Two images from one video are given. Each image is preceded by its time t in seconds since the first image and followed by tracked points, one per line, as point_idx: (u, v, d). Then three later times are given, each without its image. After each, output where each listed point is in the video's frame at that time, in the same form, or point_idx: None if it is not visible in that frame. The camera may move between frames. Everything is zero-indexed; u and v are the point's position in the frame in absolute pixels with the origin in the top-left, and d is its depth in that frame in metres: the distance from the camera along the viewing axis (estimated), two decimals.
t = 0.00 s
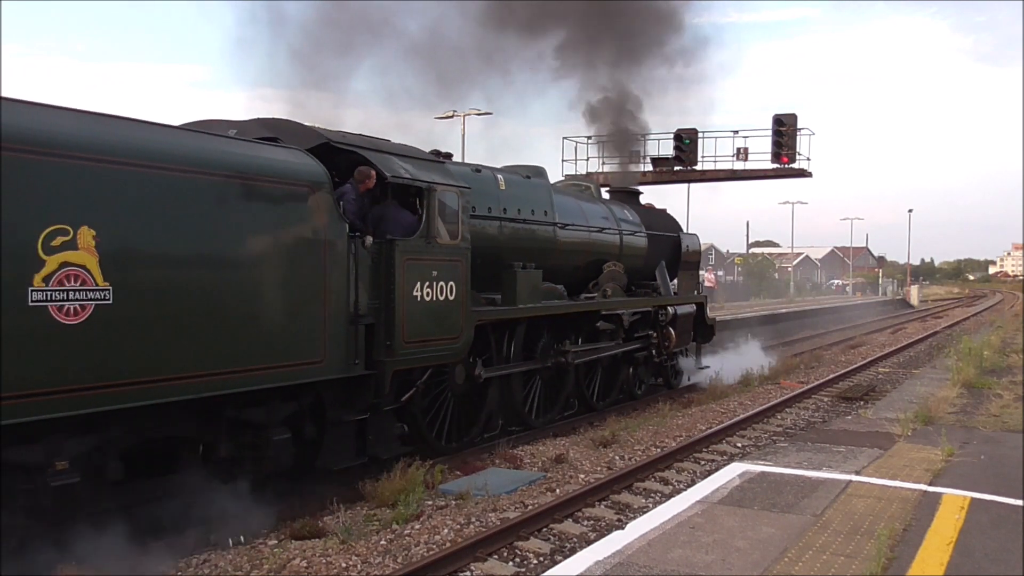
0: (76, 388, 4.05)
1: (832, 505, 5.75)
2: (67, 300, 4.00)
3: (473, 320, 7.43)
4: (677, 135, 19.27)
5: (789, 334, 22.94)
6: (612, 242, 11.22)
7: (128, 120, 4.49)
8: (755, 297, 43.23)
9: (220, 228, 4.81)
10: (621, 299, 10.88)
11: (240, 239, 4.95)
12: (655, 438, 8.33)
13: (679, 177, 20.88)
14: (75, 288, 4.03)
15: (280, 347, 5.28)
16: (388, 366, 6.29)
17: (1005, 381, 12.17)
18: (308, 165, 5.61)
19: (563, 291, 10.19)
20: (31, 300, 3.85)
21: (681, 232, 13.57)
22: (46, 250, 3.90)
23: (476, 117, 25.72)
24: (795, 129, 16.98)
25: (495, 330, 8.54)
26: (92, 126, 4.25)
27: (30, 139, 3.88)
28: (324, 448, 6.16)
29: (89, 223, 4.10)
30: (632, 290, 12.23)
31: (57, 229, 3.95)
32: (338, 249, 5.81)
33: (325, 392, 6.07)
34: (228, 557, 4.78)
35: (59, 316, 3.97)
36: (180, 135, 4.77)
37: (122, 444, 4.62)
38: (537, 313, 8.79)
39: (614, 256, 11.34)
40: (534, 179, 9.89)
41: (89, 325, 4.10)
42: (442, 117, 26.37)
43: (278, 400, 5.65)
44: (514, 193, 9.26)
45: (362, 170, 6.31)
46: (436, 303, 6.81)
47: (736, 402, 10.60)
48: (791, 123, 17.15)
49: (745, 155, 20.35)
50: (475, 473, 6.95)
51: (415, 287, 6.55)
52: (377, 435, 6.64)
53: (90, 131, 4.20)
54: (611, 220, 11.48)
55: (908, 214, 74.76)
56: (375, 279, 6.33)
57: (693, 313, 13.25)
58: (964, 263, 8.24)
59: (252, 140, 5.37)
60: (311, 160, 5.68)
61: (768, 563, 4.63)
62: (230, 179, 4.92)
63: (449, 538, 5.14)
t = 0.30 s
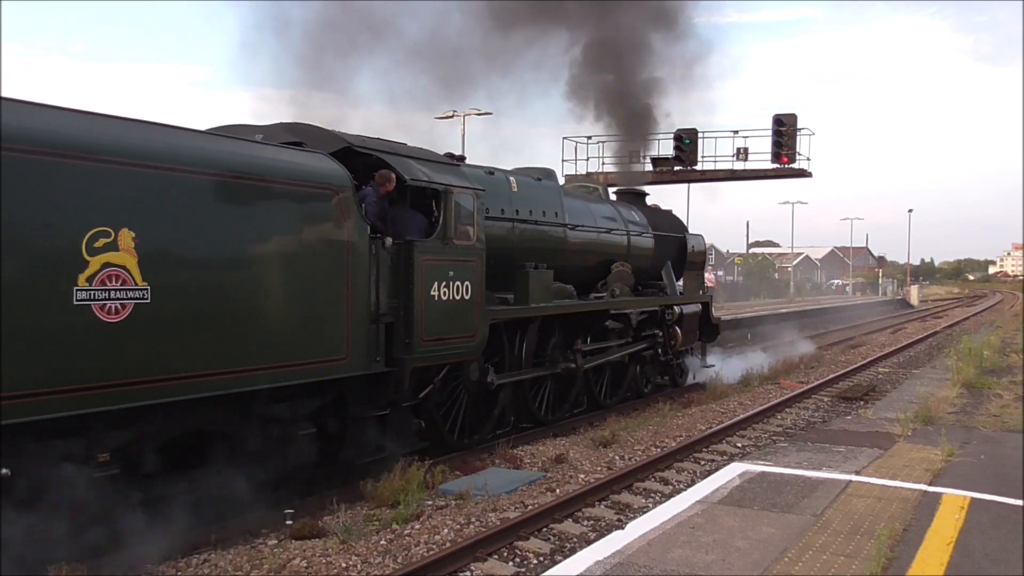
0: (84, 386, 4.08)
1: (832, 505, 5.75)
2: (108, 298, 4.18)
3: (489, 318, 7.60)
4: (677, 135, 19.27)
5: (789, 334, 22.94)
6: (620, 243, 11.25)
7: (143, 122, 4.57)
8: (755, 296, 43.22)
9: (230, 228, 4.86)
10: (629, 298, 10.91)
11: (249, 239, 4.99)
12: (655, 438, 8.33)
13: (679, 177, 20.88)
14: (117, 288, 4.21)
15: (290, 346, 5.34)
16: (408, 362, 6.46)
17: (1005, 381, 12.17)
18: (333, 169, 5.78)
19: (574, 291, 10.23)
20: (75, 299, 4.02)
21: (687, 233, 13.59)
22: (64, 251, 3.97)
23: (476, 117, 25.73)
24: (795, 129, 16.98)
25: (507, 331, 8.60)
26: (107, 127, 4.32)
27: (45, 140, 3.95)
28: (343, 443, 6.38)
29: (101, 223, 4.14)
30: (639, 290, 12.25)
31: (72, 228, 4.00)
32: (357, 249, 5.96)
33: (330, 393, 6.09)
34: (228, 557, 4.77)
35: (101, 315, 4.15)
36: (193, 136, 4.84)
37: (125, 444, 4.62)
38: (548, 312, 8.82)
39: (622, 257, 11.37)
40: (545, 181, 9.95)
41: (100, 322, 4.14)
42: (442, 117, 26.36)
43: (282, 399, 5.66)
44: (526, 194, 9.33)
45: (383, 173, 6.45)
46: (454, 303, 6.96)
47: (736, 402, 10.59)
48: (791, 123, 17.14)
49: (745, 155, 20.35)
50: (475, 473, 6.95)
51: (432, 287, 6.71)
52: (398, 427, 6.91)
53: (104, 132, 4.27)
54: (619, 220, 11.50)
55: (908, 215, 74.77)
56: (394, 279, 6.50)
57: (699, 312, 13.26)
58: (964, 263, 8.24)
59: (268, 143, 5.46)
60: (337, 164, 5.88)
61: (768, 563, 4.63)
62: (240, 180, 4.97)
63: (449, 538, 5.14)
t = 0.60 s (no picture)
0: (89, 384, 4.10)
1: (832, 505, 5.75)
2: (148, 297, 4.37)
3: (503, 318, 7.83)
4: (676, 135, 19.28)
5: (789, 334, 22.93)
6: (627, 244, 11.26)
7: (156, 124, 4.63)
8: (755, 296, 43.22)
9: (238, 228, 4.91)
10: (637, 298, 10.92)
11: (250, 239, 5.00)
12: (655, 438, 8.33)
13: (679, 177, 20.89)
14: (156, 288, 4.41)
15: (300, 346, 5.41)
16: (426, 360, 6.68)
17: (1005, 381, 12.17)
18: (356, 173, 6.00)
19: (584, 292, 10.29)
20: (117, 298, 4.21)
21: (693, 234, 13.60)
22: (68, 253, 3.98)
23: (476, 117, 25.75)
24: (795, 129, 16.98)
25: (519, 330, 8.70)
26: (119, 128, 4.38)
27: (58, 140, 4.00)
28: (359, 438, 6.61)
29: (105, 223, 4.15)
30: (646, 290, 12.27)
31: (72, 228, 4.00)
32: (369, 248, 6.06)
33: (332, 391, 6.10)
34: (228, 557, 4.77)
35: (142, 313, 4.34)
36: (204, 138, 4.90)
37: (127, 444, 4.63)
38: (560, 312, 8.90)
39: (630, 258, 11.37)
40: (556, 184, 9.99)
41: (108, 321, 4.17)
42: (442, 117, 26.36)
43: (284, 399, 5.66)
44: (538, 196, 9.41)
45: (401, 176, 6.65)
46: (470, 302, 7.19)
47: (736, 402, 10.59)
48: (791, 123, 17.14)
49: (745, 155, 20.35)
50: (475, 473, 6.95)
51: (449, 287, 6.93)
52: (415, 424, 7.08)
53: (112, 133, 4.31)
54: (626, 221, 11.52)
55: (908, 215, 74.81)
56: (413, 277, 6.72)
57: (704, 312, 13.28)
58: (965, 264, 8.24)
59: (282, 146, 5.57)
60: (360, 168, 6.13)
61: (768, 563, 4.63)
62: (247, 181, 5.02)
63: (449, 539, 5.14)
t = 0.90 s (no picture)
0: (103, 382, 4.16)
1: (832, 505, 5.75)
2: (186, 297, 4.57)
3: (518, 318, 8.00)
4: (677, 135, 19.29)
5: (789, 334, 22.93)
6: (635, 245, 11.28)
7: (174, 127, 4.71)
8: (755, 296, 43.24)
9: (252, 228, 5.00)
10: (645, 298, 10.93)
11: (252, 239, 5.00)
12: (655, 438, 8.33)
13: (679, 177, 20.89)
14: (193, 287, 4.62)
15: (315, 345, 5.52)
16: (444, 359, 6.83)
17: (1005, 381, 12.18)
18: (377, 177, 6.20)
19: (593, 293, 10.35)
20: (156, 297, 4.39)
21: (698, 235, 13.61)
22: (76, 253, 4.02)
23: (476, 117, 25.76)
24: (795, 129, 16.98)
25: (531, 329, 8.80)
26: (137, 131, 4.46)
27: (76, 143, 4.07)
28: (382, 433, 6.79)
29: (119, 224, 4.21)
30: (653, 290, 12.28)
31: (82, 229, 4.05)
32: (383, 245, 6.18)
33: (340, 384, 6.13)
34: (228, 557, 4.77)
35: (179, 311, 4.54)
36: (219, 140, 4.98)
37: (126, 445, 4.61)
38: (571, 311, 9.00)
39: (637, 258, 11.39)
40: (566, 186, 10.06)
41: (124, 321, 4.24)
42: (442, 117, 26.33)
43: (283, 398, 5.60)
44: (549, 198, 9.48)
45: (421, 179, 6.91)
46: (485, 301, 7.37)
47: (736, 402, 10.59)
48: (791, 123, 17.14)
49: (745, 155, 20.35)
50: (475, 473, 6.95)
51: (465, 287, 7.10)
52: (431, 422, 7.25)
53: (126, 134, 4.37)
54: (634, 222, 11.54)
55: (907, 215, 74.80)
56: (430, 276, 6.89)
57: (710, 311, 13.26)
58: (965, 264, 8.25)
59: (298, 149, 5.68)
60: (381, 171, 6.32)
61: (767, 563, 4.63)
62: (258, 182, 5.08)
63: (449, 538, 5.14)
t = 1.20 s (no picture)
0: (135, 380, 4.30)
1: (832, 505, 5.75)
2: (220, 296, 4.75)
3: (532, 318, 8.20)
4: (676, 135, 19.30)
5: (789, 334, 22.93)
6: (643, 245, 11.32)
7: (202, 132, 4.82)
8: (755, 296, 43.25)
9: (277, 231, 5.15)
10: (653, 298, 10.96)
11: (253, 239, 4.97)
12: (655, 438, 8.33)
13: (679, 177, 20.89)
14: (227, 287, 4.80)
15: (337, 343, 5.69)
16: (460, 356, 7.09)
17: (1005, 381, 12.18)
18: (398, 180, 6.36)
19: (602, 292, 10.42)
20: (192, 296, 4.56)
21: (704, 236, 13.63)
22: (111, 257, 4.14)
23: (476, 117, 25.76)
24: (795, 129, 16.98)
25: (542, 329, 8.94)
26: (170, 137, 4.58)
27: (110, 150, 4.18)
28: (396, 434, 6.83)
29: (153, 227, 4.34)
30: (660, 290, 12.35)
31: (116, 232, 4.17)
32: (402, 247, 6.34)
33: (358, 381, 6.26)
34: (228, 557, 4.78)
35: (214, 310, 4.72)
36: (246, 144, 5.10)
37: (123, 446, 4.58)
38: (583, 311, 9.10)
39: (645, 258, 11.43)
40: (576, 188, 10.14)
41: (159, 320, 4.38)
42: (442, 117, 26.32)
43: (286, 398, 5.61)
44: (560, 200, 9.56)
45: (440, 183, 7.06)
46: (501, 300, 7.57)
47: (736, 402, 10.59)
48: (791, 123, 17.14)
49: (745, 155, 20.35)
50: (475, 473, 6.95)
51: (482, 287, 7.31)
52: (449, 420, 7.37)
53: (158, 140, 4.48)
54: (642, 223, 11.58)
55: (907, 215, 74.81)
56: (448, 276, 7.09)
57: (716, 311, 13.28)
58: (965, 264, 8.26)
59: (320, 152, 5.82)
60: (402, 175, 6.48)
61: (767, 563, 4.63)
62: (283, 186, 5.21)
63: (449, 538, 5.14)
